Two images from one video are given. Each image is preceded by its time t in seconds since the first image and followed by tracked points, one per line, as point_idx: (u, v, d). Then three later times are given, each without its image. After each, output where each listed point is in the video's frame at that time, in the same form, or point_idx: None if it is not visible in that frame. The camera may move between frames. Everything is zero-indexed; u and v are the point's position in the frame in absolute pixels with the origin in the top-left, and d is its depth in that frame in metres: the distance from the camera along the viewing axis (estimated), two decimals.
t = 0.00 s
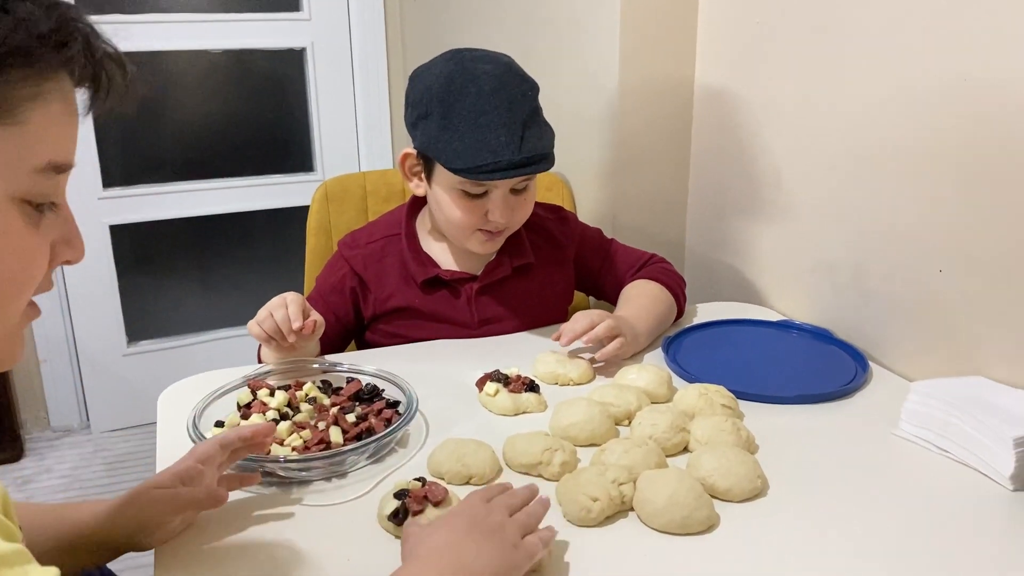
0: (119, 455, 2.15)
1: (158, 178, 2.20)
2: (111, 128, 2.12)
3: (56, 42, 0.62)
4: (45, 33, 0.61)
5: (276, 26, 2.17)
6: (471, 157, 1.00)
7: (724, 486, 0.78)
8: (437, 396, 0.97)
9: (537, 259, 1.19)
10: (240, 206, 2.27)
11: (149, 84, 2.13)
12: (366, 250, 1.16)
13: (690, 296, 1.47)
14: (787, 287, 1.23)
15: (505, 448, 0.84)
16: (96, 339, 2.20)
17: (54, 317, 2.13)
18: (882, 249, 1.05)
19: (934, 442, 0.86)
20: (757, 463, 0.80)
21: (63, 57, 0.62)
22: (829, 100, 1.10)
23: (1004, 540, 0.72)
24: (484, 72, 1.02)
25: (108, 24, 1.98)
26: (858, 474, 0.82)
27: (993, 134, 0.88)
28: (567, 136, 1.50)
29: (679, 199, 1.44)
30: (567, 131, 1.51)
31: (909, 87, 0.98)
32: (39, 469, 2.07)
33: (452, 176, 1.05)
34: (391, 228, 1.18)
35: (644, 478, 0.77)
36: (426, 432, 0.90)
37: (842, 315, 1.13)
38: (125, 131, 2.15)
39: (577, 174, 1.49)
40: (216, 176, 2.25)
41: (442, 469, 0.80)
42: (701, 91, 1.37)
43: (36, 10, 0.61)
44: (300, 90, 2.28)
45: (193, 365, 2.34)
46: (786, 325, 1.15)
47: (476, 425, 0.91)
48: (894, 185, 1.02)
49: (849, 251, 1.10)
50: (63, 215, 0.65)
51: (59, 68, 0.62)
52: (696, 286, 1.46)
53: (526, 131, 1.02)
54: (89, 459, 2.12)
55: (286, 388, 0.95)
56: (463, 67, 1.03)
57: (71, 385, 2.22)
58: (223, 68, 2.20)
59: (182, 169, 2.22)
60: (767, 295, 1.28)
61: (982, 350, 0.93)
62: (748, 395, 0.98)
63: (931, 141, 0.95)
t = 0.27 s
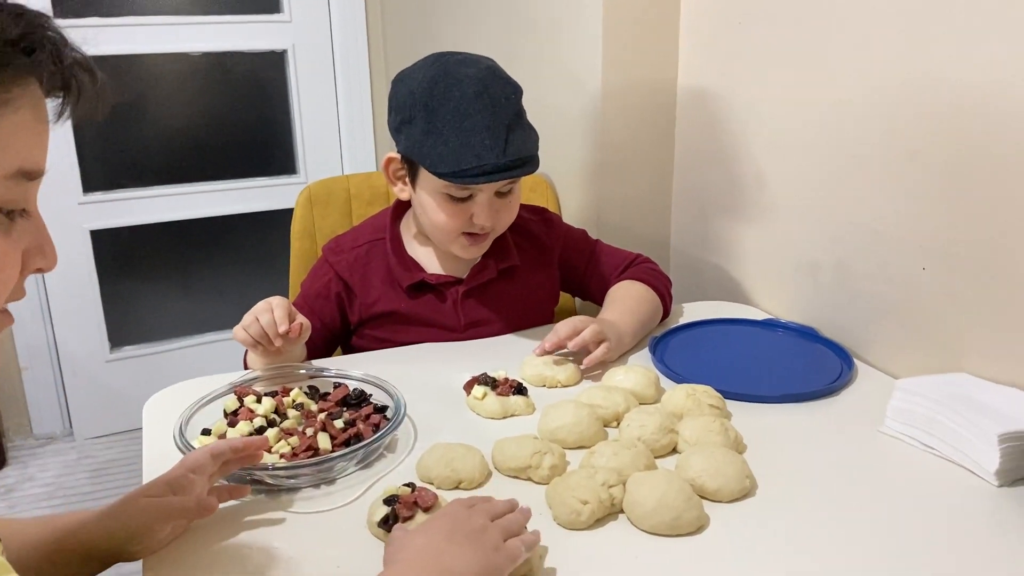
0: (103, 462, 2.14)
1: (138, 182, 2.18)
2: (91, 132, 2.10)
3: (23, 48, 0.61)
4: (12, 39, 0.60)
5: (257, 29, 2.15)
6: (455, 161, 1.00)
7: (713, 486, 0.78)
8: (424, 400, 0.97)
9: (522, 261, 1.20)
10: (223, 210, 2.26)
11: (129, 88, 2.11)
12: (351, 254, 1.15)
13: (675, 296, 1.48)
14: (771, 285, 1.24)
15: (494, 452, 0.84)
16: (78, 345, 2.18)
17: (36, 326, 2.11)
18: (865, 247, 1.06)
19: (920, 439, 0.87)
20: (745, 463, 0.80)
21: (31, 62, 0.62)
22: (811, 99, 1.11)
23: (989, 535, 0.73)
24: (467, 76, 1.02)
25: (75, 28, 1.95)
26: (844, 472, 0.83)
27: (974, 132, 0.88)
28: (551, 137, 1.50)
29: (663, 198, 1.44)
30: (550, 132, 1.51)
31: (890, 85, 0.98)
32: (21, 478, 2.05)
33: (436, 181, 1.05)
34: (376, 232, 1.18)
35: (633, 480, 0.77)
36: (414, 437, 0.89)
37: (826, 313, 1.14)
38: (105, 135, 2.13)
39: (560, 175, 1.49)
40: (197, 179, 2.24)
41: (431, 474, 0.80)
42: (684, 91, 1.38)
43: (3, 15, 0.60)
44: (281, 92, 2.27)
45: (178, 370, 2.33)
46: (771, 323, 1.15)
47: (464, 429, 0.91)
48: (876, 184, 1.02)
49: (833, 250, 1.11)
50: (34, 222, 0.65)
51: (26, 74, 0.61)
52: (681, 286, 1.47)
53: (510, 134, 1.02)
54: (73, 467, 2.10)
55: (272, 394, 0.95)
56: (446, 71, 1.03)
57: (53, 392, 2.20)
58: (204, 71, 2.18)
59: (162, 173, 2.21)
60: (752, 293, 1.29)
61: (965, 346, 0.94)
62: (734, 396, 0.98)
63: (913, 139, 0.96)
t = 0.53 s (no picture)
0: (77, 471, 2.11)
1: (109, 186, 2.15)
2: (58, 136, 2.08)
3: None
4: None
5: (227, 31, 2.12)
6: (429, 169, 0.99)
7: (691, 493, 0.77)
8: (400, 408, 0.96)
9: (498, 264, 1.18)
10: (195, 214, 2.23)
11: (96, 88, 2.09)
12: (323, 261, 1.14)
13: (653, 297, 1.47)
14: (748, 286, 1.24)
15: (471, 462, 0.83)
16: (49, 353, 2.15)
17: (5, 332, 2.08)
18: (841, 247, 1.05)
19: (898, 440, 0.87)
20: (724, 469, 0.80)
21: None
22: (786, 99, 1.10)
23: (966, 537, 0.73)
24: (436, 81, 1.00)
25: (27, 31, 1.93)
26: (820, 475, 0.83)
27: (947, 132, 0.88)
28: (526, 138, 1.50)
29: (639, 199, 1.44)
30: (525, 133, 1.50)
31: (864, 85, 0.98)
32: None
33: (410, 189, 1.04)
34: (349, 238, 1.16)
35: (611, 489, 0.77)
36: (390, 448, 0.88)
37: (803, 314, 1.14)
38: (72, 139, 2.10)
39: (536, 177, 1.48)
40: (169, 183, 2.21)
41: (408, 486, 0.79)
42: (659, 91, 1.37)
43: None
44: (253, 94, 2.24)
45: (152, 376, 2.30)
46: (748, 324, 1.14)
47: (441, 438, 0.90)
48: (851, 184, 1.02)
49: (809, 250, 1.11)
50: None
51: None
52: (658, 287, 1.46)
53: (483, 139, 1.01)
54: (45, 477, 2.07)
55: (245, 406, 0.93)
56: (415, 77, 1.02)
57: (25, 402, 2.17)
58: (174, 74, 2.15)
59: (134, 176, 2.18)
60: (729, 294, 1.29)
61: (940, 346, 0.94)
62: (711, 399, 0.98)
63: (887, 139, 0.96)
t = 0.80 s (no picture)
0: (24, 490, 2.03)
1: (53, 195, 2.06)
2: None
3: None
4: None
5: (177, 32, 2.03)
6: (377, 185, 0.93)
7: (661, 532, 0.73)
8: (354, 441, 0.91)
9: (457, 281, 1.13)
10: (146, 221, 2.14)
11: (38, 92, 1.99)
12: (271, 282, 1.08)
13: (617, 308, 1.43)
14: (716, 298, 1.20)
15: (428, 501, 0.78)
16: None
17: None
18: (811, 260, 1.02)
19: (873, 468, 0.83)
20: (694, 504, 0.76)
21: None
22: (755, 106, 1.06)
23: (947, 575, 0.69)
24: (384, 91, 0.95)
25: None
26: (794, 506, 0.79)
27: (921, 145, 0.85)
28: (487, 144, 1.44)
29: (603, 207, 1.39)
30: (486, 139, 1.45)
31: (836, 93, 0.94)
32: None
33: (359, 205, 0.99)
34: (298, 256, 1.10)
35: (577, 530, 0.72)
36: (342, 486, 0.83)
37: (772, 328, 1.10)
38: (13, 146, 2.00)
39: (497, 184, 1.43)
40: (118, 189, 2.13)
41: (360, 531, 0.74)
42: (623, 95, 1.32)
43: None
44: (205, 96, 2.15)
45: (104, 390, 2.22)
46: (716, 339, 1.10)
47: (396, 474, 0.85)
48: (822, 195, 0.98)
49: (778, 262, 1.07)
50: None
51: None
52: (624, 297, 1.42)
53: (435, 152, 0.95)
54: None
55: (186, 442, 0.88)
56: (362, 86, 0.96)
57: None
58: (123, 76, 2.06)
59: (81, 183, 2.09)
60: (695, 307, 1.25)
61: (914, 366, 0.91)
62: (678, 423, 0.94)
63: (859, 150, 0.92)
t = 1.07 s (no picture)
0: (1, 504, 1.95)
1: (23, 197, 1.96)
2: None
3: None
4: None
5: (152, 25, 1.95)
6: (356, 189, 0.87)
7: (691, 572, 0.68)
8: (354, 471, 0.85)
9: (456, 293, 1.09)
10: (124, 222, 2.05)
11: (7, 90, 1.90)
12: (260, 297, 1.04)
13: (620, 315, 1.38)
14: (727, 305, 1.14)
15: (438, 540, 0.73)
16: None
17: None
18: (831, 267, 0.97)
19: (909, 494, 0.78)
20: (725, 540, 0.71)
21: None
22: (769, 103, 1.00)
23: None
24: (371, 90, 0.89)
25: None
26: (827, 539, 0.74)
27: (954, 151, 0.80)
28: (482, 142, 1.38)
29: (604, 208, 1.33)
30: (480, 137, 1.38)
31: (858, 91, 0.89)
32: None
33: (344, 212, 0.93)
34: (287, 269, 1.06)
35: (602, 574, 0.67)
36: (343, 523, 0.77)
37: (788, 338, 1.05)
38: None
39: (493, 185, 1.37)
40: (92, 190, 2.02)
41: None
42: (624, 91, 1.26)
43: None
44: (182, 92, 2.06)
45: (82, 398, 2.14)
46: (732, 351, 1.05)
47: (401, 508, 0.79)
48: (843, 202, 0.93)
49: (794, 269, 1.02)
50: None
51: None
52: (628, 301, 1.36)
53: (421, 156, 0.89)
54: None
55: (174, 475, 0.81)
56: (350, 85, 0.90)
57: None
58: (96, 72, 1.97)
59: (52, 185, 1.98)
60: (704, 316, 1.20)
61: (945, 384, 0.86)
62: (697, 444, 0.88)
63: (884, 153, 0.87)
